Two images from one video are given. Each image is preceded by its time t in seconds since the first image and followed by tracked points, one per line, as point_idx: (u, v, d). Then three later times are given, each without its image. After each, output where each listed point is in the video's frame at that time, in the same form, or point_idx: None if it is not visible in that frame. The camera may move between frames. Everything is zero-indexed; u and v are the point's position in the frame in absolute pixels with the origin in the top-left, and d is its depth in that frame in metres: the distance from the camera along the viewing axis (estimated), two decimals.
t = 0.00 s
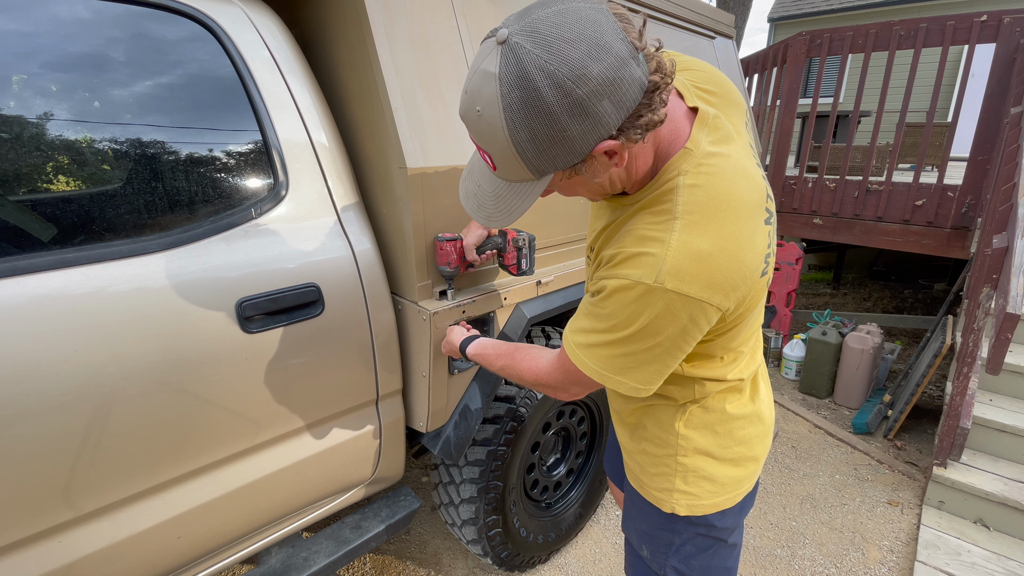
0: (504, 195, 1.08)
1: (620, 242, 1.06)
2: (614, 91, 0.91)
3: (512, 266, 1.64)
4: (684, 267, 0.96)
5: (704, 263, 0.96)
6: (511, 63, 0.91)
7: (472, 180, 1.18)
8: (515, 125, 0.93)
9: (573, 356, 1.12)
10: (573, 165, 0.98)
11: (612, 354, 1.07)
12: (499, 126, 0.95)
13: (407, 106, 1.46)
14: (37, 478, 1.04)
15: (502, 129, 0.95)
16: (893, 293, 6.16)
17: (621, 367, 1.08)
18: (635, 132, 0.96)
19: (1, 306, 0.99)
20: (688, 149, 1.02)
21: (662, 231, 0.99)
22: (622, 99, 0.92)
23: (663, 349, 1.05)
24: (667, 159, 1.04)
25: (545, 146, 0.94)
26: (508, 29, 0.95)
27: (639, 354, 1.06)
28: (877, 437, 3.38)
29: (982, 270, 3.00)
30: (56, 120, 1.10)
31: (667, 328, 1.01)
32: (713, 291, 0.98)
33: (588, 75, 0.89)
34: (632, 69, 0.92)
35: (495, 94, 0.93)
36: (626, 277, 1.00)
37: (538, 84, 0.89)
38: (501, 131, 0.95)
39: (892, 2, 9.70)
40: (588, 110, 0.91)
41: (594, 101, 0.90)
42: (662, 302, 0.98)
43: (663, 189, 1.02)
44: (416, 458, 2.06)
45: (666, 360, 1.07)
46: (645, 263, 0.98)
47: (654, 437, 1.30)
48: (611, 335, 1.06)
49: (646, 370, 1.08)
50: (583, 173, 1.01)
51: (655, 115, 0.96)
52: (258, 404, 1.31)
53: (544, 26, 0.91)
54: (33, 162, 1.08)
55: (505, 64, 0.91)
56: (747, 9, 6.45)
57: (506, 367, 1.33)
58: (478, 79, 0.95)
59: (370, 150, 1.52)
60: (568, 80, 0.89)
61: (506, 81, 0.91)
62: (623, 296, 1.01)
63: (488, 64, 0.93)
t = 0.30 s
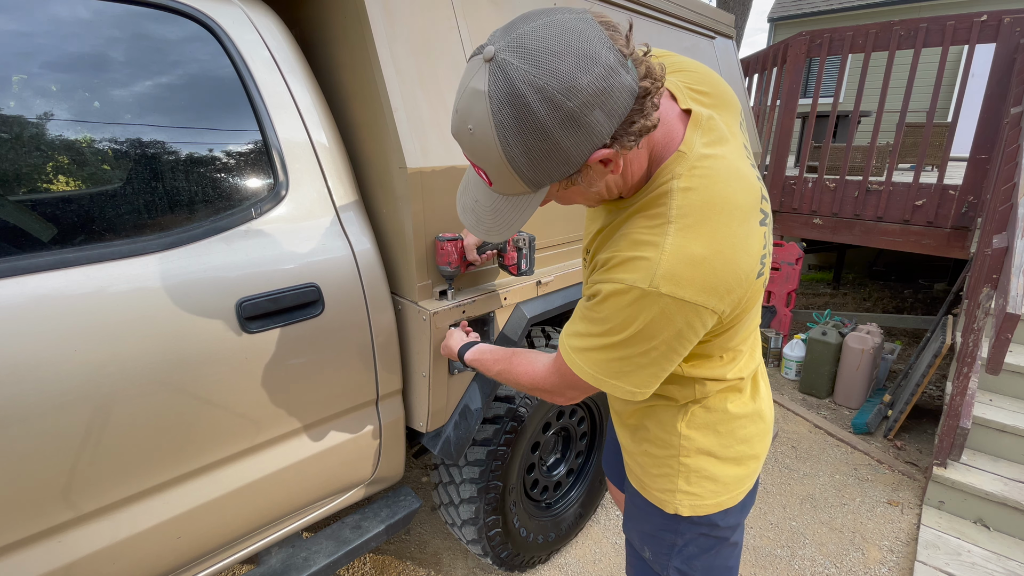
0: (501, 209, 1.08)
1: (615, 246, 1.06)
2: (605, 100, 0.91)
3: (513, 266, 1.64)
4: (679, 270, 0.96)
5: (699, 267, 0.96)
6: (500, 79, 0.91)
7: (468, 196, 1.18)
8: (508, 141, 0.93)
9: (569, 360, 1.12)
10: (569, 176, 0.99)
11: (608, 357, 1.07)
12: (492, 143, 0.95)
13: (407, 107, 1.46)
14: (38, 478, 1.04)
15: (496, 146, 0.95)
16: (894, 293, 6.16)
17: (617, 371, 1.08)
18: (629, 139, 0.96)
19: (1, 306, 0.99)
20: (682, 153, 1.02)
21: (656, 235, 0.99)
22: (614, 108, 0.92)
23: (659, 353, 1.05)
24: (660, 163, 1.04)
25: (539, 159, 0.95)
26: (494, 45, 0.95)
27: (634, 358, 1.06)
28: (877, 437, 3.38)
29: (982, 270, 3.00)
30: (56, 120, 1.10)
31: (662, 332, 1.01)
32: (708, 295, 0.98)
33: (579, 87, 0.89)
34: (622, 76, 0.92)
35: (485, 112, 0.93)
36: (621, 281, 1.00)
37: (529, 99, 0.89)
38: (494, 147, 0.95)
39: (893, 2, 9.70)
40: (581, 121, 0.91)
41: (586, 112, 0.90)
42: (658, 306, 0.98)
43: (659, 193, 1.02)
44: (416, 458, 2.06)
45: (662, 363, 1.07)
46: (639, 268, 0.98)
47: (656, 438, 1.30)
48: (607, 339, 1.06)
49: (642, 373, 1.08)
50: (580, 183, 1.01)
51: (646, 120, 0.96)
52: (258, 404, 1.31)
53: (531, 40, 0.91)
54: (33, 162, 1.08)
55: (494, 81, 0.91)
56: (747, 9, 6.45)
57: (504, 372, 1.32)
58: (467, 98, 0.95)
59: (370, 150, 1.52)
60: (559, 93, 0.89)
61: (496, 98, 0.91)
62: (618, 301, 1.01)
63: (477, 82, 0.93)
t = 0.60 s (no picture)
0: (517, 230, 1.08)
1: (622, 257, 1.05)
2: (620, 119, 0.90)
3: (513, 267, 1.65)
4: (688, 286, 0.96)
5: (708, 282, 0.96)
6: (511, 104, 0.90)
7: (477, 215, 1.17)
8: (522, 165, 0.93)
9: (575, 369, 1.12)
10: (585, 195, 0.98)
11: (614, 367, 1.07)
12: (506, 167, 0.94)
13: (407, 107, 1.46)
14: (37, 478, 1.04)
15: (509, 169, 0.95)
16: (893, 292, 6.16)
17: (623, 380, 1.09)
18: (644, 155, 0.95)
19: (1, 306, 0.99)
20: (691, 163, 1.01)
21: (664, 249, 0.98)
22: (629, 125, 0.91)
23: (665, 364, 1.05)
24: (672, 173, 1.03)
25: (554, 181, 0.94)
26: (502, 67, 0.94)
27: (641, 370, 1.07)
28: (877, 437, 3.38)
29: (982, 270, 3.00)
30: (56, 120, 1.10)
31: (670, 345, 1.02)
32: (716, 310, 0.98)
33: (594, 107, 0.89)
34: (635, 92, 0.91)
35: (498, 137, 0.93)
36: (629, 295, 1.00)
37: (543, 122, 0.89)
38: (508, 171, 0.95)
39: (892, 2, 9.70)
40: (597, 141, 0.90)
41: (602, 131, 0.90)
42: (665, 321, 0.98)
43: (668, 204, 1.00)
44: (416, 458, 2.05)
45: (668, 374, 1.08)
46: (648, 282, 0.98)
47: (658, 440, 1.30)
48: (613, 350, 1.06)
49: (648, 382, 1.09)
50: (595, 200, 1.01)
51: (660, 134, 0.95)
52: (258, 405, 1.31)
53: (541, 62, 0.90)
54: (33, 162, 1.08)
55: (506, 106, 0.90)
56: (747, 9, 6.45)
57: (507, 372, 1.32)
58: (477, 123, 0.94)
59: (370, 150, 1.52)
60: (573, 115, 0.89)
61: (508, 123, 0.91)
62: (626, 314, 1.01)
63: (487, 107, 0.92)
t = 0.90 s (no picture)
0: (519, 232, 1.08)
1: (622, 260, 1.05)
2: (623, 123, 0.90)
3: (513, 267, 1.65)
4: (689, 289, 0.96)
5: (709, 286, 0.96)
6: (514, 108, 0.90)
7: (478, 218, 1.18)
8: (525, 170, 0.93)
9: (575, 370, 1.12)
10: (587, 199, 0.99)
11: (613, 369, 1.07)
12: (508, 171, 0.95)
13: (407, 107, 1.46)
14: (38, 478, 1.04)
15: (512, 173, 0.95)
16: (893, 292, 6.16)
17: (622, 382, 1.08)
18: (648, 160, 0.95)
19: (2, 306, 0.99)
20: (695, 166, 1.00)
21: (665, 252, 0.98)
22: (632, 129, 0.91)
23: (665, 367, 1.06)
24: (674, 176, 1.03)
25: (556, 185, 0.95)
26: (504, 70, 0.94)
27: (640, 372, 1.07)
28: (877, 437, 3.38)
29: (982, 270, 3.00)
30: (56, 120, 1.10)
31: (670, 348, 1.02)
32: (716, 313, 0.99)
33: (597, 111, 0.88)
34: (639, 96, 0.91)
35: (500, 141, 0.93)
36: (629, 298, 1.00)
37: (546, 127, 0.89)
38: (510, 175, 0.95)
39: (892, 2, 9.70)
40: (600, 146, 0.90)
41: (605, 136, 0.90)
42: (666, 325, 0.98)
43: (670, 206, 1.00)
44: (415, 458, 2.05)
45: (668, 376, 1.08)
46: (648, 285, 0.98)
47: (660, 441, 1.30)
48: (613, 352, 1.06)
49: (648, 384, 1.09)
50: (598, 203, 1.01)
51: (663, 139, 0.95)
52: (259, 405, 1.31)
53: (544, 65, 0.90)
54: (33, 162, 1.08)
55: (508, 110, 0.91)
56: (747, 9, 6.45)
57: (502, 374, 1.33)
58: (480, 127, 0.94)
59: (370, 150, 1.52)
60: (577, 119, 0.88)
61: (511, 127, 0.91)
62: (626, 316, 1.01)
63: (490, 111, 0.93)
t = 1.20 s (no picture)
0: (512, 224, 1.08)
1: (617, 256, 1.05)
2: (616, 118, 0.90)
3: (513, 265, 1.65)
4: (682, 285, 0.96)
5: (702, 281, 0.96)
6: (507, 99, 0.90)
7: (472, 208, 1.17)
8: (516, 160, 0.93)
9: (569, 367, 1.12)
10: (578, 193, 0.99)
11: (607, 366, 1.07)
12: (500, 161, 0.95)
13: (407, 107, 1.46)
14: (38, 478, 1.04)
15: (504, 164, 0.95)
16: (894, 292, 6.16)
17: (616, 379, 1.09)
18: (640, 157, 0.95)
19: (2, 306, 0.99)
20: (690, 164, 1.00)
21: (660, 248, 0.98)
22: (625, 125, 0.91)
23: (658, 364, 1.06)
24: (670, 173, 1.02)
25: (547, 178, 0.95)
26: (500, 60, 0.94)
27: (633, 369, 1.07)
28: (877, 437, 3.38)
29: (982, 270, 3.00)
30: (56, 120, 1.10)
31: (664, 344, 1.02)
32: (710, 309, 0.99)
33: (588, 106, 0.88)
34: (633, 92, 0.91)
35: (493, 131, 0.93)
36: (623, 294, 1.00)
37: (538, 119, 0.89)
38: (502, 166, 0.95)
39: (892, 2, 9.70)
40: (590, 141, 0.90)
41: (596, 131, 0.90)
42: (660, 320, 0.98)
43: (663, 204, 1.00)
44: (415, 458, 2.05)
45: (661, 374, 1.08)
46: (642, 281, 0.98)
47: (660, 442, 1.30)
48: (606, 348, 1.06)
49: (642, 381, 1.09)
50: (590, 197, 1.01)
51: (656, 137, 0.95)
52: (259, 405, 1.31)
53: (539, 57, 0.90)
54: (33, 162, 1.08)
55: (502, 101, 0.91)
56: (747, 9, 6.45)
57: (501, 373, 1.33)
58: (474, 117, 0.95)
59: (369, 149, 1.52)
60: (568, 113, 0.88)
61: (503, 117, 0.91)
62: (619, 312, 1.01)
63: (483, 102, 0.93)
